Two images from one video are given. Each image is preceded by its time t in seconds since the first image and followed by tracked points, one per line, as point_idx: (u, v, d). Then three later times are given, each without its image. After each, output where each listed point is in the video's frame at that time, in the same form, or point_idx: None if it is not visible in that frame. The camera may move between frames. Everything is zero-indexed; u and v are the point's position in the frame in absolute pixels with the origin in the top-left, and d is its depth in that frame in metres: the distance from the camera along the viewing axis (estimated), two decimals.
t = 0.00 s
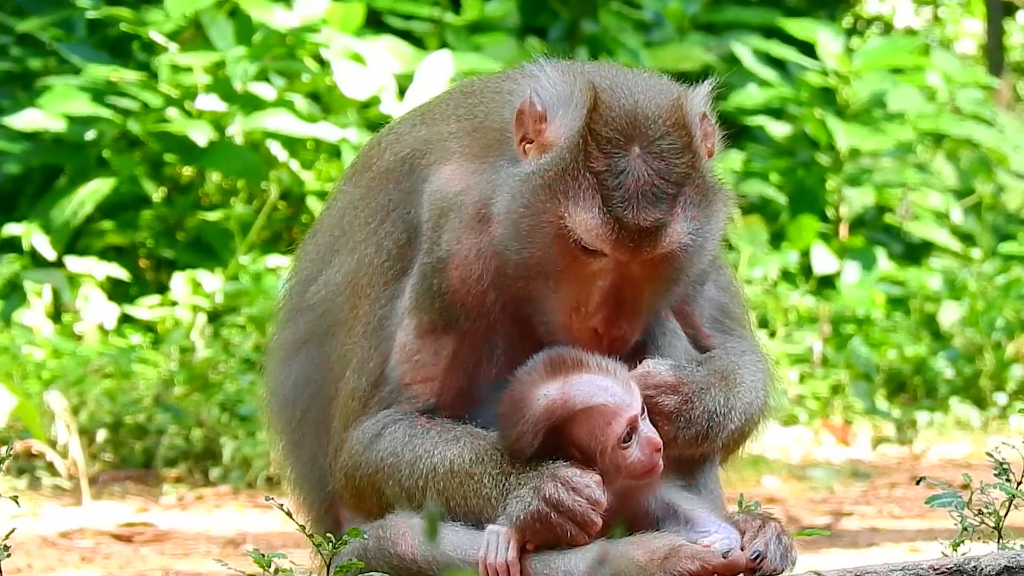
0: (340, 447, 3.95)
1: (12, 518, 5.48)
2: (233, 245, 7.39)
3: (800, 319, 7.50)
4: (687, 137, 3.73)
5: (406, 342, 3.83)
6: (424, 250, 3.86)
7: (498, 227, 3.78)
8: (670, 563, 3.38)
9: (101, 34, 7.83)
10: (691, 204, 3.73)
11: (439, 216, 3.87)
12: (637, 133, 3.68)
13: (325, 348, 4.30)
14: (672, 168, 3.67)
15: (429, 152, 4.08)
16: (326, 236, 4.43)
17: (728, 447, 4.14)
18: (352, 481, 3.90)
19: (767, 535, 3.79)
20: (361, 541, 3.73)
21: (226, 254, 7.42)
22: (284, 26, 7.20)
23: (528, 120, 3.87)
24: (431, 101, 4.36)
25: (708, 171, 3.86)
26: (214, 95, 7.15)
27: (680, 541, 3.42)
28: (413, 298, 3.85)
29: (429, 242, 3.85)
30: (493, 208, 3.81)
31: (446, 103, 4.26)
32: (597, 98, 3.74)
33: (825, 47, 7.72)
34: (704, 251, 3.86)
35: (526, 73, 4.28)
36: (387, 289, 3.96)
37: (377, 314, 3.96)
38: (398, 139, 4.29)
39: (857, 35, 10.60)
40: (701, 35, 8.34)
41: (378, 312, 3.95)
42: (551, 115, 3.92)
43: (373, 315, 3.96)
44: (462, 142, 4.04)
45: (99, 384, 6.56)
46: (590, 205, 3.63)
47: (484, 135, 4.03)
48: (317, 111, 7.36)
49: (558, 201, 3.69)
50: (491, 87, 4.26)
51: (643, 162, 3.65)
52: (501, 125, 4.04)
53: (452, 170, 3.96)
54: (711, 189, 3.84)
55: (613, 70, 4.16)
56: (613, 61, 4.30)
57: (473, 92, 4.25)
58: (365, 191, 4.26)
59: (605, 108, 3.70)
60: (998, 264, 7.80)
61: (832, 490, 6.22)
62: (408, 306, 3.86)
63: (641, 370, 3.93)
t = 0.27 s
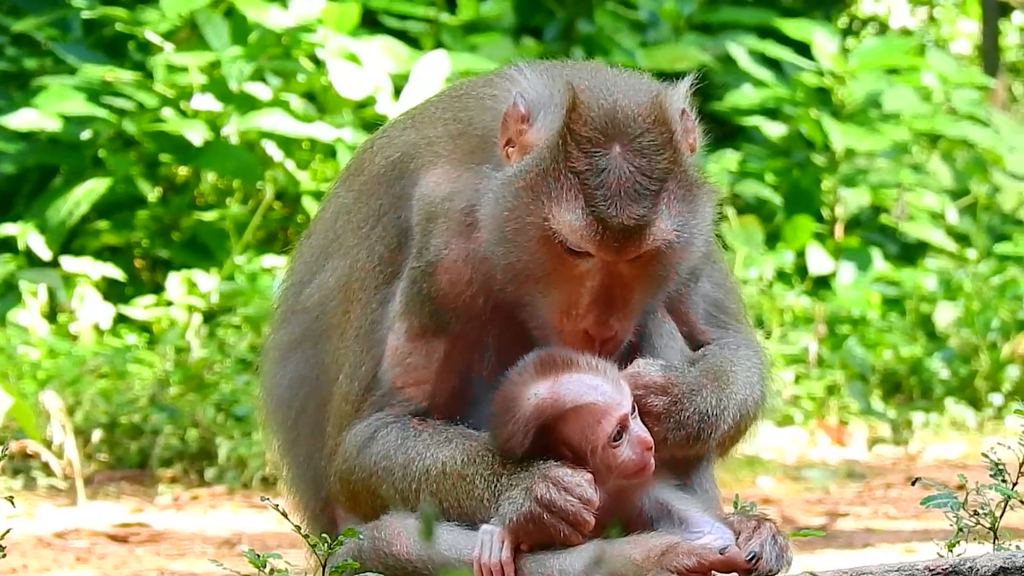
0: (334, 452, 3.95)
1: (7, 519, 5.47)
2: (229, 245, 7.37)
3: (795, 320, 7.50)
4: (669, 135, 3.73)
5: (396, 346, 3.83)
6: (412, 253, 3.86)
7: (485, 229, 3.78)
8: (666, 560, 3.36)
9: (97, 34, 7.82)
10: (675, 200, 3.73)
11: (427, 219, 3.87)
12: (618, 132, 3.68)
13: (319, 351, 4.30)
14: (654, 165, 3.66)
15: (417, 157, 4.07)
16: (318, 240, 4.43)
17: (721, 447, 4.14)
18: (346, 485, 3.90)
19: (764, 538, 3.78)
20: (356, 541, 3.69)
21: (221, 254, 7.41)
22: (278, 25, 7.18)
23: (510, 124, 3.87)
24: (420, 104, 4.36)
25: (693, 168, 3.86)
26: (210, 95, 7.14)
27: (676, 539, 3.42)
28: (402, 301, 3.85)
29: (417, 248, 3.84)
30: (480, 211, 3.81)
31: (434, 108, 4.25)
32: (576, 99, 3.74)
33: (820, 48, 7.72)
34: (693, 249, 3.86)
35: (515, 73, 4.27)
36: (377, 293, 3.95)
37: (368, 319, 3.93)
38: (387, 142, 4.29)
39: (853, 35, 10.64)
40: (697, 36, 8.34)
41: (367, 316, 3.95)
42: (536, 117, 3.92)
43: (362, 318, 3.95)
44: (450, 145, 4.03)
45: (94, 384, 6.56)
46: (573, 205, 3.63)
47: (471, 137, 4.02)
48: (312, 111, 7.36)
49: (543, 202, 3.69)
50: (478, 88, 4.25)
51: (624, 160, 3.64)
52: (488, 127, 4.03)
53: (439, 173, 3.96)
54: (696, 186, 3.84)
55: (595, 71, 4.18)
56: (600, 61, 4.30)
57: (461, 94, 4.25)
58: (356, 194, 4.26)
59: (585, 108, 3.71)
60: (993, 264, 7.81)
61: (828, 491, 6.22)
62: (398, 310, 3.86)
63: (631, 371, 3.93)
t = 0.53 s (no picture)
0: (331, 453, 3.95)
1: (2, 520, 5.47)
2: (224, 246, 7.38)
3: (791, 322, 7.51)
4: (665, 139, 3.70)
5: (393, 348, 3.83)
6: (409, 256, 3.86)
7: (482, 231, 3.77)
8: (663, 560, 3.33)
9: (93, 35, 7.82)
10: (671, 205, 3.69)
11: (424, 221, 3.87)
12: (615, 136, 3.65)
13: (315, 352, 4.30)
14: (651, 170, 3.63)
15: (413, 158, 4.08)
16: (314, 242, 4.43)
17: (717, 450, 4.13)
18: (343, 486, 3.90)
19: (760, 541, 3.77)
20: (352, 542, 3.72)
21: (216, 256, 7.42)
22: (274, 27, 7.19)
23: (508, 124, 3.88)
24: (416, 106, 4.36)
25: (690, 171, 3.85)
26: (207, 96, 7.18)
27: (673, 539, 3.38)
28: (399, 303, 3.85)
29: (414, 249, 3.86)
30: (477, 213, 3.80)
31: (430, 109, 4.26)
32: (574, 102, 3.71)
33: (816, 48, 7.76)
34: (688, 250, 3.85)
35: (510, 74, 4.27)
36: (373, 294, 3.95)
37: (365, 320, 3.93)
38: (384, 144, 4.29)
39: (848, 37, 10.63)
40: (692, 38, 8.35)
41: (363, 318, 3.94)
42: (532, 119, 3.90)
43: (359, 320, 3.95)
44: (446, 146, 4.03)
45: (89, 386, 6.56)
46: (570, 212, 3.60)
47: (467, 139, 4.01)
48: (308, 113, 7.36)
49: (538, 205, 3.67)
50: (475, 90, 4.25)
51: (621, 165, 3.61)
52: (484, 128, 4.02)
53: (435, 175, 3.96)
54: (692, 192, 3.80)
55: (593, 71, 4.15)
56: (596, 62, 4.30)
57: (457, 96, 4.25)
58: (353, 196, 4.26)
59: (582, 111, 3.68)
60: (989, 266, 7.81)
61: (823, 492, 6.21)
62: (394, 312, 3.85)
63: (631, 376, 3.92)
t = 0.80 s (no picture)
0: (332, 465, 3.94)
1: None
2: (222, 260, 7.40)
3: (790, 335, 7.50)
4: (654, 141, 3.66)
5: (390, 356, 3.83)
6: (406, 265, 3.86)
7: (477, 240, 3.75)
8: (663, 573, 3.43)
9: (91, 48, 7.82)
10: (662, 205, 3.65)
11: (420, 230, 3.87)
12: (603, 140, 3.61)
13: (314, 363, 4.30)
14: (640, 174, 3.60)
15: (410, 168, 4.10)
16: (313, 254, 4.45)
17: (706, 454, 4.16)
18: (343, 498, 3.90)
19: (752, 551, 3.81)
20: (351, 555, 3.76)
21: (215, 270, 7.43)
22: (272, 41, 7.21)
23: (495, 135, 3.82)
24: (412, 119, 4.36)
25: (680, 171, 3.81)
26: (204, 110, 7.17)
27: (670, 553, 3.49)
28: (396, 312, 3.86)
29: (410, 256, 3.87)
30: (470, 221, 3.77)
31: (426, 121, 4.30)
32: (559, 111, 3.68)
33: (814, 62, 7.76)
34: (685, 252, 3.79)
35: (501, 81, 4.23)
36: (371, 304, 3.96)
37: (363, 329, 3.95)
38: (382, 158, 4.30)
39: (845, 51, 10.54)
40: (690, 51, 8.36)
41: (362, 328, 3.95)
42: (522, 125, 3.82)
43: (358, 331, 3.96)
44: (441, 155, 4.03)
45: (88, 399, 6.55)
46: (560, 219, 3.56)
47: (461, 148, 3.99)
48: (307, 126, 7.34)
49: (529, 213, 3.62)
50: (469, 99, 4.24)
51: (610, 169, 3.58)
52: (476, 136, 3.98)
53: (431, 185, 3.95)
54: (682, 190, 3.77)
55: (580, 78, 4.09)
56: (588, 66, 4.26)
57: (452, 106, 4.25)
58: (351, 209, 4.27)
59: (568, 119, 3.65)
60: (987, 280, 7.83)
61: (821, 506, 6.21)
62: (392, 321, 3.86)
63: (628, 378, 3.91)
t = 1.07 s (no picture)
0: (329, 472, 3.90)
1: None
2: (219, 266, 7.42)
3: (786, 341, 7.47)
4: (658, 153, 3.67)
5: (389, 362, 3.81)
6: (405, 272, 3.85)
7: (477, 250, 3.74)
8: None
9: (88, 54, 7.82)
10: (664, 220, 3.65)
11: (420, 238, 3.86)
12: (606, 153, 3.62)
13: (311, 368, 4.27)
14: (643, 188, 3.60)
15: (409, 176, 4.07)
16: (310, 262, 4.41)
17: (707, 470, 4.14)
18: (340, 504, 3.84)
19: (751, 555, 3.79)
20: (347, 560, 3.62)
21: (211, 275, 7.46)
22: (268, 46, 7.22)
23: (498, 148, 3.83)
24: (410, 128, 4.36)
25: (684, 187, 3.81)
26: (200, 116, 7.16)
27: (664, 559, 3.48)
28: (395, 318, 3.84)
29: (410, 263, 3.86)
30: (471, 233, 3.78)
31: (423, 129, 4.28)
32: (562, 123, 3.67)
33: (811, 68, 7.75)
34: (686, 266, 3.84)
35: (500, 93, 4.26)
36: (369, 311, 3.94)
37: (360, 336, 3.92)
38: (381, 166, 4.27)
39: (842, 57, 10.52)
40: (686, 56, 8.36)
41: (360, 334, 3.92)
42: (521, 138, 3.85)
43: (355, 337, 3.93)
44: (440, 164, 4.02)
45: (84, 404, 6.55)
46: (563, 233, 3.56)
47: (460, 158, 3.99)
48: (303, 132, 7.34)
49: (531, 226, 3.62)
50: (468, 109, 4.23)
51: (612, 182, 3.58)
52: (477, 147, 3.99)
53: (430, 194, 3.95)
54: (686, 204, 3.77)
55: (581, 87, 4.09)
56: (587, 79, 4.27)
57: (451, 115, 4.23)
58: (349, 215, 4.25)
59: (570, 132, 3.64)
60: (984, 286, 7.84)
61: (818, 512, 6.22)
62: (391, 327, 3.85)
63: (632, 396, 3.89)
